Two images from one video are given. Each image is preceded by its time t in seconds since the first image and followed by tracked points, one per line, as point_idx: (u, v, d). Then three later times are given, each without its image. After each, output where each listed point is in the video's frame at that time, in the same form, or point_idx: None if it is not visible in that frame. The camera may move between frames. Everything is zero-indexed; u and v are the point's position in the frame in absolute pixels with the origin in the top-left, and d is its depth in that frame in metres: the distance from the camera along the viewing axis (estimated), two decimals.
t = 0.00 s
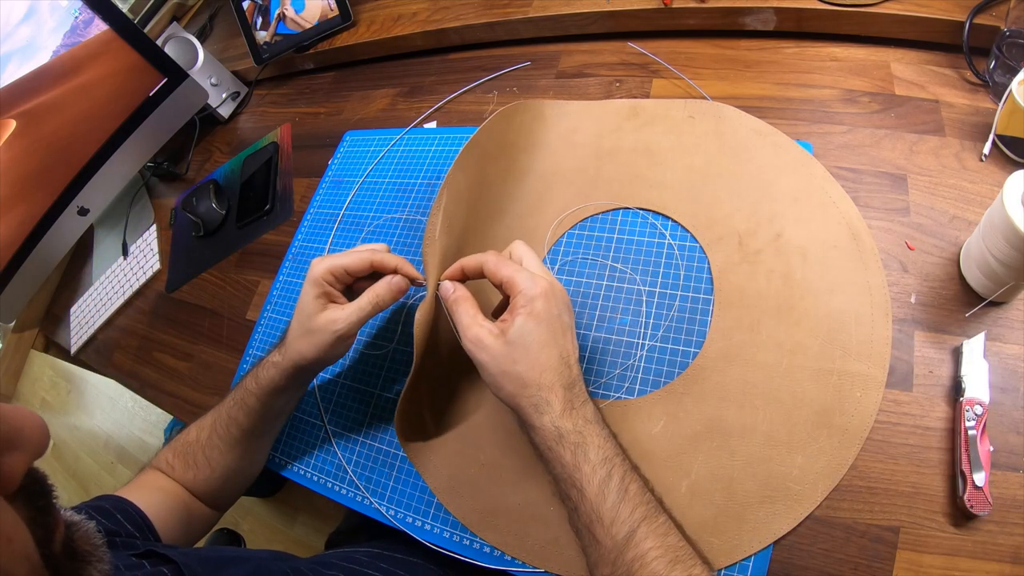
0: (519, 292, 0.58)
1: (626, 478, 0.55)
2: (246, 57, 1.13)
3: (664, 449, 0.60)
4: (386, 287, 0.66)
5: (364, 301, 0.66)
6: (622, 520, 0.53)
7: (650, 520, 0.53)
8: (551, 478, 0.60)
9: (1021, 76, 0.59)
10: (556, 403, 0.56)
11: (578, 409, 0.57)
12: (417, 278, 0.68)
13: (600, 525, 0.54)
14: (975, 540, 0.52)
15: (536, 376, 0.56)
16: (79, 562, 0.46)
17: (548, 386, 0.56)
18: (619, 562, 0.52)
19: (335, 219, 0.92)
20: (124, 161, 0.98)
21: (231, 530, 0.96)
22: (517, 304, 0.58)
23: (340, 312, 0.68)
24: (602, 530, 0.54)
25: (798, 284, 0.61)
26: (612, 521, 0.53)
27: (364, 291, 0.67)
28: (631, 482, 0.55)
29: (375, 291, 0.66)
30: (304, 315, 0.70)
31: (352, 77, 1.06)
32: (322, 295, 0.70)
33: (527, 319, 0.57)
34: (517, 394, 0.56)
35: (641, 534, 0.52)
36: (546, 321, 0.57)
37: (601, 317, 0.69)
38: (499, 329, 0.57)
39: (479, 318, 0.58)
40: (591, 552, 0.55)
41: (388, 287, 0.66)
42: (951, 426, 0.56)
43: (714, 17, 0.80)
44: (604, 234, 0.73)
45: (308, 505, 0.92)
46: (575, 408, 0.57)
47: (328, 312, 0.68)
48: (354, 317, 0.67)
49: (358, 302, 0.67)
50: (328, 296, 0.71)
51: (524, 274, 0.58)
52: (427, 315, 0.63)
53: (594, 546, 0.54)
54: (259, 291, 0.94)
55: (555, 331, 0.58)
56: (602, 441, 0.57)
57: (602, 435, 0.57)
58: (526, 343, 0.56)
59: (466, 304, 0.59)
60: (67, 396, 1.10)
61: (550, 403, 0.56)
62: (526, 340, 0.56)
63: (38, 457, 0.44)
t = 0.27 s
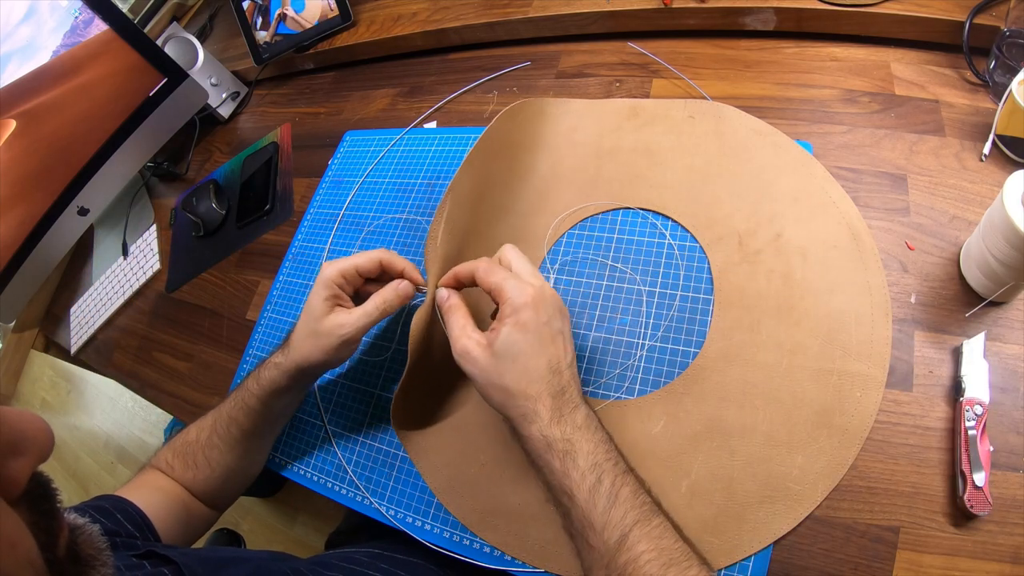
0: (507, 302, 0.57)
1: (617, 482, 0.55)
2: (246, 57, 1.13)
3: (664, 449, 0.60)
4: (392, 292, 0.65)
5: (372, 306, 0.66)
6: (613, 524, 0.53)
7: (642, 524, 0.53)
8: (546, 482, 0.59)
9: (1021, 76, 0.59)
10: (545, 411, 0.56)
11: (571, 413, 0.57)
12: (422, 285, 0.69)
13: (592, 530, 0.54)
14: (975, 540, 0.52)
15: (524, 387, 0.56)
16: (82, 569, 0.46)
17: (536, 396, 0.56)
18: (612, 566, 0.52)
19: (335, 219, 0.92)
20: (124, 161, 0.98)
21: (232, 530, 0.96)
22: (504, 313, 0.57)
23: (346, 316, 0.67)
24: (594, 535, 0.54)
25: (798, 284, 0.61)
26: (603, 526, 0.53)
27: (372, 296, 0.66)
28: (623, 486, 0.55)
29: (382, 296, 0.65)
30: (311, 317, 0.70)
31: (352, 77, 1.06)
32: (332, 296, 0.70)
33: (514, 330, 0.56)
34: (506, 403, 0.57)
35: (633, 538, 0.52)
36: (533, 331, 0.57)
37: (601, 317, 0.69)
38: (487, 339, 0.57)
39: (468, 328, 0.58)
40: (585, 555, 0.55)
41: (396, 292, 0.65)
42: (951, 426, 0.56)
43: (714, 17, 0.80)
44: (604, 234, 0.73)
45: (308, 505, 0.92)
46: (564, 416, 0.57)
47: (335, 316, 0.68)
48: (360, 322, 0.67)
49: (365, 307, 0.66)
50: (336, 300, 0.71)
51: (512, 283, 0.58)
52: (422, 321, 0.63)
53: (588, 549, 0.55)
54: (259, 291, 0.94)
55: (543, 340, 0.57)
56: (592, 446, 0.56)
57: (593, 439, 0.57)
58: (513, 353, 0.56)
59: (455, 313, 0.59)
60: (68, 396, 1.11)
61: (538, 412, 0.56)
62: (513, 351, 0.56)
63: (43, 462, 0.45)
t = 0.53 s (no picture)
0: (489, 314, 0.58)
1: (598, 487, 0.55)
2: (246, 57, 1.13)
3: (664, 449, 0.60)
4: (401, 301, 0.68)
5: (382, 313, 0.67)
6: (596, 529, 0.53)
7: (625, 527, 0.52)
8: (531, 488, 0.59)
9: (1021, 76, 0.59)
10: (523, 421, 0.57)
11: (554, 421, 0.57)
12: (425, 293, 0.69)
13: (576, 537, 0.54)
14: (975, 540, 0.52)
15: (500, 399, 0.57)
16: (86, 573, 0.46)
17: (513, 409, 0.56)
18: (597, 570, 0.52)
19: (335, 219, 0.92)
20: (124, 161, 0.98)
21: (232, 530, 0.96)
22: (486, 325, 0.58)
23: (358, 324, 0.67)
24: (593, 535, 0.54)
25: (798, 284, 0.61)
26: (585, 532, 0.53)
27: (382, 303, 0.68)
28: (604, 490, 0.55)
29: (392, 304, 0.68)
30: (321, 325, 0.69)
31: (352, 77, 1.06)
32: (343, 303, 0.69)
33: (493, 342, 0.57)
34: (485, 413, 0.57)
35: (616, 542, 0.52)
36: (513, 344, 0.57)
37: (601, 317, 0.69)
38: (468, 350, 0.58)
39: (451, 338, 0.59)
40: (573, 559, 0.55)
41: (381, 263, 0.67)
42: (951, 425, 0.56)
43: (714, 17, 0.80)
44: (605, 234, 0.73)
45: (308, 505, 0.92)
46: (541, 426, 0.57)
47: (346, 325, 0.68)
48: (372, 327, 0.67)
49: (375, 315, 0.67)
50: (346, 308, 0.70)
51: (495, 296, 0.58)
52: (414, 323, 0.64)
53: (574, 554, 0.55)
54: (259, 291, 0.94)
55: (525, 353, 0.58)
56: (571, 454, 0.56)
57: (573, 447, 0.57)
58: (491, 366, 0.57)
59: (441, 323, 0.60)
60: (66, 396, 1.14)
61: (516, 425, 0.57)
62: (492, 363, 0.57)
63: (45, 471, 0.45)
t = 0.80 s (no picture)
0: (541, 293, 0.58)
1: (635, 478, 0.55)
2: (246, 57, 1.13)
3: (663, 449, 0.60)
4: (385, 284, 0.64)
5: (366, 300, 0.65)
6: (633, 519, 0.53)
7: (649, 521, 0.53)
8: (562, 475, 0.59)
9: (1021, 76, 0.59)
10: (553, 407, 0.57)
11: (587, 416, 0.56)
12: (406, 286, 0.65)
13: (609, 524, 0.54)
14: (975, 540, 0.52)
15: (549, 376, 0.57)
16: (87, 574, 0.45)
17: (561, 387, 0.57)
18: (629, 562, 0.52)
19: (335, 219, 0.92)
20: (124, 161, 0.98)
21: (232, 530, 0.96)
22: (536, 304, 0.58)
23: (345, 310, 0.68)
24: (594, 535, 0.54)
25: (798, 284, 0.61)
26: (622, 520, 0.53)
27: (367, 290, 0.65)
28: (639, 481, 0.55)
29: (375, 289, 0.64)
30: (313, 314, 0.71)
31: (351, 77, 1.06)
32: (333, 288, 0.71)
33: (547, 319, 0.57)
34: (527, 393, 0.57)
35: (651, 533, 0.52)
36: (566, 324, 0.58)
37: (601, 317, 0.69)
38: (519, 325, 0.58)
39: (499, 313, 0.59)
40: (600, 553, 0.55)
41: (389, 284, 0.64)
42: (951, 425, 0.56)
43: (714, 17, 0.80)
44: (605, 234, 0.73)
45: (308, 505, 0.92)
46: (586, 410, 0.57)
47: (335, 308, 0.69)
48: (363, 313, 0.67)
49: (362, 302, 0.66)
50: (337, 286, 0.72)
51: (548, 277, 0.59)
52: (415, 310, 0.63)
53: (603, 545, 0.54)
54: (259, 291, 0.94)
55: (574, 334, 0.58)
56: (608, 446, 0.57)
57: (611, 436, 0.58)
58: (541, 343, 0.57)
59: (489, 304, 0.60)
60: (66, 396, 1.12)
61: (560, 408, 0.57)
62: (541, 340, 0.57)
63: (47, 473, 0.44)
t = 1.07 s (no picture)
0: (529, 293, 0.58)
1: (625, 477, 0.55)
2: (246, 57, 1.13)
3: (663, 449, 0.60)
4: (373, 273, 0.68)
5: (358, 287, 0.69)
6: (621, 520, 0.53)
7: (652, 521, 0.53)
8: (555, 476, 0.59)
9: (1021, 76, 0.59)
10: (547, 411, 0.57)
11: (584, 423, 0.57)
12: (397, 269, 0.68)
13: (600, 525, 0.54)
14: (975, 540, 0.52)
15: (539, 378, 0.57)
16: None
17: (549, 390, 0.57)
18: (619, 563, 0.52)
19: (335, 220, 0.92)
20: (124, 161, 0.98)
21: (232, 530, 0.96)
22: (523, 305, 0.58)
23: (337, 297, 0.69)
24: (594, 535, 0.54)
25: (798, 284, 0.61)
26: (611, 521, 0.53)
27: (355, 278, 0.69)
28: (629, 481, 0.55)
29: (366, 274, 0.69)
30: (301, 312, 0.71)
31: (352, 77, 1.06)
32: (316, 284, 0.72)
33: (534, 321, 0.57)
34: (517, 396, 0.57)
35: (641, 534, 0.52)
36: (553, 325, 0.58)
37: (601, 317, 0.69)
38: (506, 329, 0.58)
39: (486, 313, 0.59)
40: (590, 553, 0.55)
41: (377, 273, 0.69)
42: (951, 426, 0.56)
43: (714, 17, 0.80)
44: (605, 234, 0.73)
45: (308, 505, 0.92)
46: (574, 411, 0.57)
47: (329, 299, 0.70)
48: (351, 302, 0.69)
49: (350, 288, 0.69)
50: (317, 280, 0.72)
51: (536, 278, 0.59)
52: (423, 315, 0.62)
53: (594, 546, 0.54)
54: (259, 291, 0.94)
55: (560, 335, 0.58)
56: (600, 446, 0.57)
57: (600, 436, 0.58)
58: (527, 345, 0.57)
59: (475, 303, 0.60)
60: (66, 395, 1.14)
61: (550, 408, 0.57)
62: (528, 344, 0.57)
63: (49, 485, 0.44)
